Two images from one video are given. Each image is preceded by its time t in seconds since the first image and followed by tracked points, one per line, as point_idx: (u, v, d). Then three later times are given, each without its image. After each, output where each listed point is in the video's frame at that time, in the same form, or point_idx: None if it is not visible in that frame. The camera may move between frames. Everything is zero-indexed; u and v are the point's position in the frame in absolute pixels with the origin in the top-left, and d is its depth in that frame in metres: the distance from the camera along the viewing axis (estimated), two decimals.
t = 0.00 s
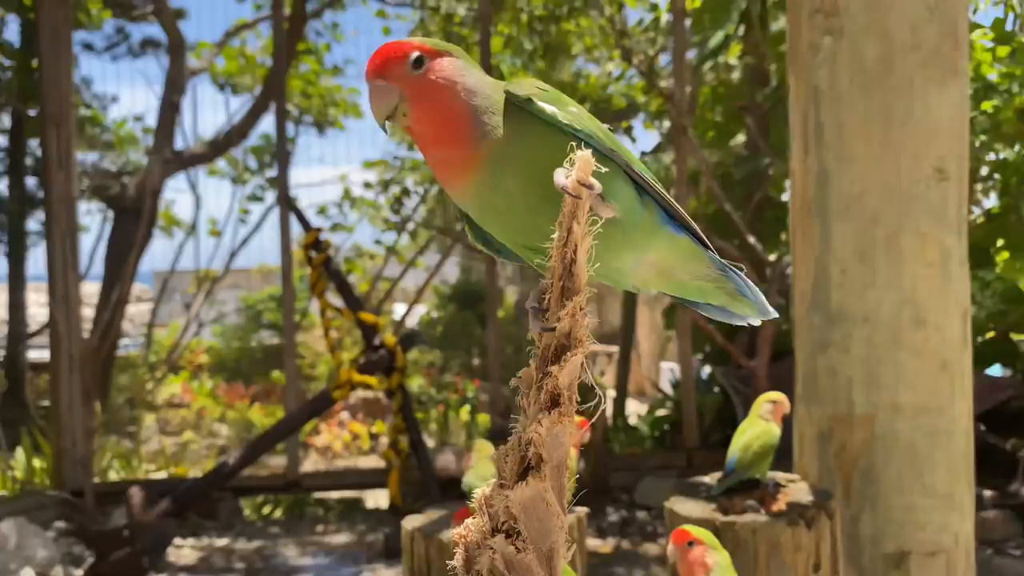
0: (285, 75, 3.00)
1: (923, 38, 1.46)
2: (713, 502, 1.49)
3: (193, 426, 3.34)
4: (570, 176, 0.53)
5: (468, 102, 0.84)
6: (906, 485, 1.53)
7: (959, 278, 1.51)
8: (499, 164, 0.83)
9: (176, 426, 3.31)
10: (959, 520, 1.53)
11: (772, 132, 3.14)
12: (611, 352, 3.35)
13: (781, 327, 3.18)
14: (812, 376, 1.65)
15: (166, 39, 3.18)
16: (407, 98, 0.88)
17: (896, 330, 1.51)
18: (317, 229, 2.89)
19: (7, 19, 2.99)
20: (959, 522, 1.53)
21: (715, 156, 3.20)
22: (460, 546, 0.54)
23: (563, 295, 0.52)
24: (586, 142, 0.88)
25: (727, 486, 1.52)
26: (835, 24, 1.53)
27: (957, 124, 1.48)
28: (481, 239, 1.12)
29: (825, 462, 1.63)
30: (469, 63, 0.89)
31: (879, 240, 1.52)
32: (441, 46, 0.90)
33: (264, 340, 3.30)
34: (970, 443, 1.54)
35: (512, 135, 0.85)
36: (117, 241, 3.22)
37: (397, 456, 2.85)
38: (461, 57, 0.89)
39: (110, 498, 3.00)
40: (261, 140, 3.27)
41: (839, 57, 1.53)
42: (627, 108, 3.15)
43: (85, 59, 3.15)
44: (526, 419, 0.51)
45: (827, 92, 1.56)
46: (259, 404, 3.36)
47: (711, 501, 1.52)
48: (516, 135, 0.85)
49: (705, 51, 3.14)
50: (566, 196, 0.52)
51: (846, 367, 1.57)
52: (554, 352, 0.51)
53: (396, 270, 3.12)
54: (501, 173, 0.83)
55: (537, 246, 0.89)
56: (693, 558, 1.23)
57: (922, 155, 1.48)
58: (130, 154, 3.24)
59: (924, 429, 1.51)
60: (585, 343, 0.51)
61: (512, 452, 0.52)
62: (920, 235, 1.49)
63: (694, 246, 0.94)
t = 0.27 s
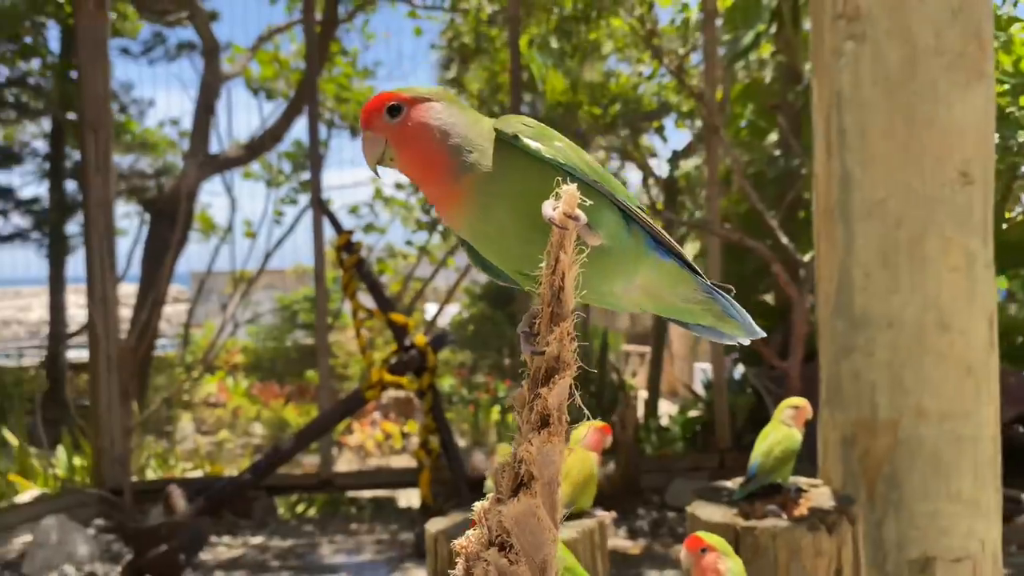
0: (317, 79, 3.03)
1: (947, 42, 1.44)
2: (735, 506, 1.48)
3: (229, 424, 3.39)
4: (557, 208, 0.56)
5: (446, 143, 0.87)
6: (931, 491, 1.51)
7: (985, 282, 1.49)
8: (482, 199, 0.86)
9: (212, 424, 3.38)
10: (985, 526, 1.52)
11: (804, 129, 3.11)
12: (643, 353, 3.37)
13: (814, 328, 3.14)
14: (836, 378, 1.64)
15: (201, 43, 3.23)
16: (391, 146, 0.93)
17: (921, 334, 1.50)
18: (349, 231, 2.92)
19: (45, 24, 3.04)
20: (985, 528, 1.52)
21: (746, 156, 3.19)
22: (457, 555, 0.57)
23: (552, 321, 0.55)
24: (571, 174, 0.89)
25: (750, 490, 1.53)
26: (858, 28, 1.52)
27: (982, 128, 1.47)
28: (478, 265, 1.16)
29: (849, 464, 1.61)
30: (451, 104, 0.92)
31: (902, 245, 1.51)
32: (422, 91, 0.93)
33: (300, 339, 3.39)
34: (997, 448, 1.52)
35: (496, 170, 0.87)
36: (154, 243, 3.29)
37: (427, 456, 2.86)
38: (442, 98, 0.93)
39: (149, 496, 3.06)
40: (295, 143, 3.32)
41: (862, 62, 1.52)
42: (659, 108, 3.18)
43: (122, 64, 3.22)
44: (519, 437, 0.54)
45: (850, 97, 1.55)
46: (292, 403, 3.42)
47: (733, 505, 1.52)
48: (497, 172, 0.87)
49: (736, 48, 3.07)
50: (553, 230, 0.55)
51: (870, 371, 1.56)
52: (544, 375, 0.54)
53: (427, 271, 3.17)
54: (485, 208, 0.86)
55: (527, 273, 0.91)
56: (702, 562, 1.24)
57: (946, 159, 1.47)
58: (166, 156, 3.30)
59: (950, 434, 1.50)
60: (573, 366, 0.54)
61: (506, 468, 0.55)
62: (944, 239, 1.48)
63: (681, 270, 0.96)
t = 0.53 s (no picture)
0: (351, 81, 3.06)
1: (979, 37, 1.42)
2: (763, 506, 1.48)
3: (265, 423, 3.45)
4: (566, 212, 0.62)
5: (475, 135, 0.90)
6: (963, 491, 1.50)
7: None
8: (501, 194, 0.90)
9: (250, 424, 3.44)
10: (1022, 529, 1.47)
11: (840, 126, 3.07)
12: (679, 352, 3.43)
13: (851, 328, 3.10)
14: (867, 380, 1.66)
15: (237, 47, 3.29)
16: (422, 125, 0.94)
17: (952, 332, 1.48)
18: (382, 232, 2.95)
19: (87, 30, 3.13)
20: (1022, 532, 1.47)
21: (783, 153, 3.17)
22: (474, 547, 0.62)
23: (562, 321, 0.60)
24: (585, 179, 0.94)
25: (779, 490, 1.53)
26: (889, 26, 1.53)
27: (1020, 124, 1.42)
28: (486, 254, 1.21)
29: (881, 466, 1.63)
30: (486, 98, 0.95)
31: (933, 242, 1.50)
32: (461, 78, 0.95)
33: (335, 338, 3.45)
34: None
35: (515, 168, 0.91)
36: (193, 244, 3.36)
37: (460, 455, 2.88)
38: (478, 90, 0.95)
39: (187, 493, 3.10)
40: (329, 145, 3.36)
41: (892, 59, 1.53)
42: (693, 106, 3.18)
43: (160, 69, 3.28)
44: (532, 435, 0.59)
45: (881, 94, 1.57)
46: (327, 401, 3.45)
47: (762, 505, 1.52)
48: (518, 169, 0.91)
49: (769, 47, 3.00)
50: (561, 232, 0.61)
51: (901, 372, 1.57)
52: (554, 373, 0.59)
53: (460, 270, 3.24)
54: (502, 203, 0.90)
55: (536, 269, 0.95)
56: (720, 560, 1.26)
57: (978, 156, 1.44)
58: (203, 158, 3.38)
59: (983, 435, 1.48)
60: (581, 365, 0.59)
61: (520, 465, 0.60)
62: (976, 237, 1.45)
63: (686, 278, 1.01)
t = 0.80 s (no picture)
0: (385, 82, 3.09)
1: (1011, 33, 1.42)
2: (790, 505, 1.48)
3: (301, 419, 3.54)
4: (569, 215, 0.63)
5: (485, 142, 0.92)
6: (997, 494, 1.48)
7: None
8: (507, 200, 0.92)
9: (288, 420, 3.51)
10: None
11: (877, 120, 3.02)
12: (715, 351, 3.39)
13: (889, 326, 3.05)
14: (898, 378, 1.64)
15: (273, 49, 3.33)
16: (432, 132, 0.96)
17: (985, 333, 1.47)
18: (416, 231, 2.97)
19: (126, 34, 3.20)
20: None
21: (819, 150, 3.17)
22: (488, 542, 0.63)
23: (566, 319, 0.61)
24: (591, 185, 0.96)
25: (807, 489, 1.52)
26: (919, 22, 1.51)
27: None
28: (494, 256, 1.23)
29: (912, 466, 1.61)
30: (494, 105, 0.96)
31: (965, 241, 1.48)
32: (470, 86, 0.97)
33: (370, 336, 3.53)
34: None
35: (523, 175, 0.93)
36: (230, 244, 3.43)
37: (492, 452, 2.91)
38: (487, 98, 0.97)
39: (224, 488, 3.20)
40: (362, 144, 3.39)
41: (923, 54, 1.52)
42: (727, 102, 3.15)
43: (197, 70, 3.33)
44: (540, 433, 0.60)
45: (911, 91, 1.55)
46: (364, 398, 3.51)
47: (789, 504, 1.52)
48: (525, 174, 0.94)
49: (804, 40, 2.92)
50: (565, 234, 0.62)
51: (933, 371, 1.55)
52: (558, 371, 0.60)
53: (493, 269, 3.26)
54: (509, 209, 0.92)
55: (541, 272, 0.98)
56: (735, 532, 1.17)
57: (1011, 154, 1.43)
58: (238, 159, 3.43)
59: (1016, 438, 1.46)
60: (584, 362, 0.60)
61: (530, 463, 0.61)
62: (1009, 236, 1.44)
63: (691, 279, 1.04)
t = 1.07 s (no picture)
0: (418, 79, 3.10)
1: None
2: (823, 502, 1.48)
3: (338, 414, 3.53)
4: (593, 214, 0.65)
5: (509, 143, 0.99)
6: None
7: None
8: (532, 198, 0.98)
9: (324, 415, 3.53)
10: None
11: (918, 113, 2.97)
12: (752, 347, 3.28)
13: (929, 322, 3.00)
14: (932, 369, 1.63)
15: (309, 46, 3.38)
16: (458, 134, 1.02)
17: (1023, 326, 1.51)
18: (450, 227, 3.00)
19: (164, 34, 3.26)
20: None
21: (856, 143, 3.10)
22: (515, 532, 0.64)
23: (591, 315, 0.62)
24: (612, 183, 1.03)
25: (839, 485, 1.52)
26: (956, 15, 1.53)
27: None
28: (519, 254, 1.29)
29: (946, 464, 1.61)
30: (517, 108, 1.03)
31: (1002, 236, 1.52)
32: (494, 90, 1.04)
33: (404, 332, 3.46)
34: None
35: (546, 174, 1.00)
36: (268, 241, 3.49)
37: (527, 448, 2.90)
38: (510, 101, 1.03)
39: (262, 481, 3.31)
40: (395, 141, 3.40)
41: (960, 48, 1.53)
42: (763, 96, 3.12)
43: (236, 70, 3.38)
44: (566, 425, 0.61)
45: (947, 84, 1.56)
46: (400, 394, 3.48)
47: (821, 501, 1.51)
48: (549, 173, 1.00)
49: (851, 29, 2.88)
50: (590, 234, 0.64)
51: (969, 367, 1.57)
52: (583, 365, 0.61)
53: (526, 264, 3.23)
54: (535, 206, 0.98)
55: (566, 267, 1.04)
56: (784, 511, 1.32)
57: None
58: (274, 156, 3.46)
59: None
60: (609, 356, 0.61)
61: (556, 454, 0.61)
62: None
63: (710, 272, 1.11)
